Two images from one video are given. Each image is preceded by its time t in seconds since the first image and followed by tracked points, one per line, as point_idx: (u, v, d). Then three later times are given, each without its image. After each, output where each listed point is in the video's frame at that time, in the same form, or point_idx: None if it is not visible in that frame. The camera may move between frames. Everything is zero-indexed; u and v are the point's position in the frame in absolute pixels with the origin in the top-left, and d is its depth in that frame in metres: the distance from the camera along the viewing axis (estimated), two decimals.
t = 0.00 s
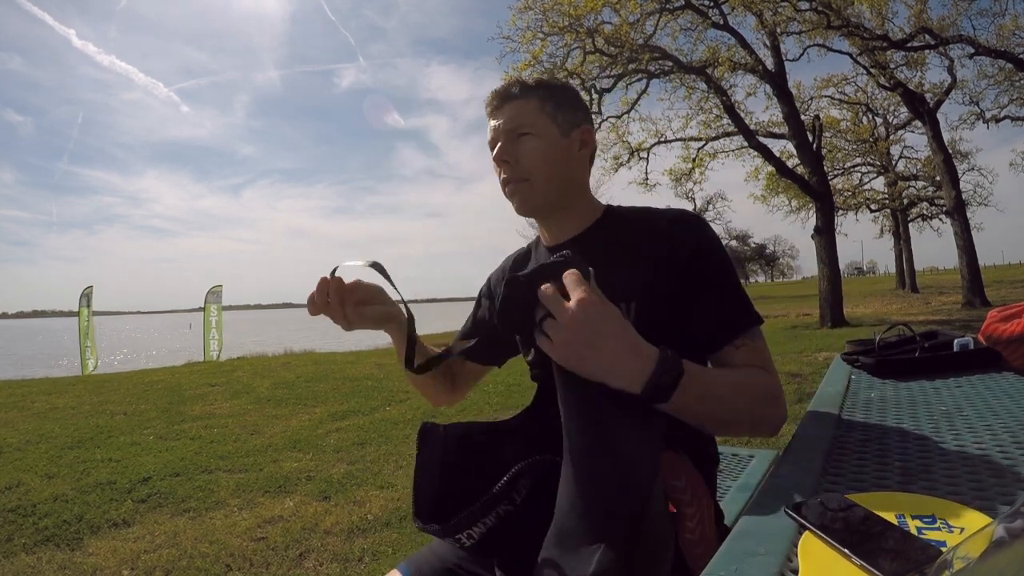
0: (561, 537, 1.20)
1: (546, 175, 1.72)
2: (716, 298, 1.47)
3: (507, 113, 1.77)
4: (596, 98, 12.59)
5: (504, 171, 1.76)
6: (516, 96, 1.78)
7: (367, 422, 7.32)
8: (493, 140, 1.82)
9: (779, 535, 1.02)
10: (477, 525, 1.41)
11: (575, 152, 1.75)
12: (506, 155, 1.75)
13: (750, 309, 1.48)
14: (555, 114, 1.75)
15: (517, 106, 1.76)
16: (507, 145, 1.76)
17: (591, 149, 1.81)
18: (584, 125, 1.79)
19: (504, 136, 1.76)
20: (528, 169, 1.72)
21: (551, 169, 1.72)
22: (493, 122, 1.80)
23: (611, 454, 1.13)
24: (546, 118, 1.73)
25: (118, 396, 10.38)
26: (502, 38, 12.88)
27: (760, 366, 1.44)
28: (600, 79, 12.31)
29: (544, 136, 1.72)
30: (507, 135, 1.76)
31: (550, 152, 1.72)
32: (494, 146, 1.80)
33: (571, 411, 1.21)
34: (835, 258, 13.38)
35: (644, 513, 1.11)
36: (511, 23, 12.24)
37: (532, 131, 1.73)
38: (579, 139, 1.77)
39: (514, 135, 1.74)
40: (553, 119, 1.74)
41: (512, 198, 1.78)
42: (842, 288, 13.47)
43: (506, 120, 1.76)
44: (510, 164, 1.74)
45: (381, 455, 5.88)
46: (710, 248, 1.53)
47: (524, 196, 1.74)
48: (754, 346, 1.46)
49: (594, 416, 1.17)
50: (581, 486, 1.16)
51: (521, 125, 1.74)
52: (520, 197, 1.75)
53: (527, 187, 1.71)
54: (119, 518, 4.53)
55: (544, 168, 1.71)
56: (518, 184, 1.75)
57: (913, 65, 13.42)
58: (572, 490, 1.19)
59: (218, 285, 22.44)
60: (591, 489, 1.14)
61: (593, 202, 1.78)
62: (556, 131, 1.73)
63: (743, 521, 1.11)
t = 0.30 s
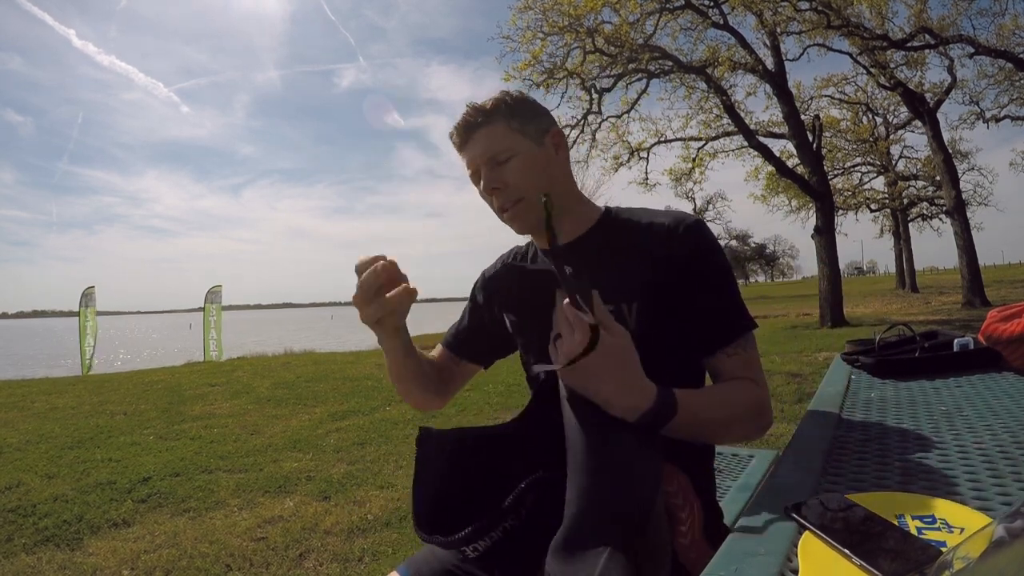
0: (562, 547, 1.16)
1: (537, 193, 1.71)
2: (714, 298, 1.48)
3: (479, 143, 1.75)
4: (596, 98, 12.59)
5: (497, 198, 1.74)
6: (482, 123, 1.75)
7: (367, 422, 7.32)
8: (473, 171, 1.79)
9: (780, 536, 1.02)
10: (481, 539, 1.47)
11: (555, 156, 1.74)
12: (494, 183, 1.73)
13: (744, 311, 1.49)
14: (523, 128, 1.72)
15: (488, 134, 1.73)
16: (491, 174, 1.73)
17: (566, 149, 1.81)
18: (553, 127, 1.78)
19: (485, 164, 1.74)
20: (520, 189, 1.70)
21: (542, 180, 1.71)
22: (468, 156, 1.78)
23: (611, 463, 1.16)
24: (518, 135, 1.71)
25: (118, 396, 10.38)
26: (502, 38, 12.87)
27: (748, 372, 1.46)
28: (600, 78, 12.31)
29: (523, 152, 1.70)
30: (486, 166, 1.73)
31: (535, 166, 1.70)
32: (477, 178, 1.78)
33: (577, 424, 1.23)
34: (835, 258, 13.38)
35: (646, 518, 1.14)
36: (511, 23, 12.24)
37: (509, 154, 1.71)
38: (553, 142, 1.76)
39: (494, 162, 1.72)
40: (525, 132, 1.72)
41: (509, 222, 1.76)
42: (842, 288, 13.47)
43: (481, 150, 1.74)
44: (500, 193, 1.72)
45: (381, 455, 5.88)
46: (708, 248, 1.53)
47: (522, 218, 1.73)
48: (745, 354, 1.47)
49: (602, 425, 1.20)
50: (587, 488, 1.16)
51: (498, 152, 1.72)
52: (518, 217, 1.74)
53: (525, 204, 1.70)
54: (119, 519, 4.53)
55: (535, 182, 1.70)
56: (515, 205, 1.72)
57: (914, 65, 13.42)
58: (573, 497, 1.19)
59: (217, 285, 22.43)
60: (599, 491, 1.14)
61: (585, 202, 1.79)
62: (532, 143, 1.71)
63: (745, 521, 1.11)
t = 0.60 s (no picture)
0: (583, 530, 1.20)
1: (539, 203, 1.72)
2: (714, 295, 1.48)
3: (476, 154, 1.71)
4: (596, 98, 12.60)
5: (498, 212, 1.73)
6: (477, 133, 1.70)
7: (367, 422, 7.32)
8: (469, 180, 1.76)
9: (780, 536, 1.02)
10: (492, 528, 1.42)
11: (553, 165, 1.74)
12: (495, 196, 1.71)
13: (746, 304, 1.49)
14: (520, 136, 1.70)
15: (485, 146, 1.69)
16: (491, 186, 1.71)
17: (560, 151, 1.81)
18: (548, 130, 1.77)
19: (484, 177, 1.71)
20: (522, 202, 1.70)
21: (543, 191, 1.71)
22: (466, 167, 1.74)
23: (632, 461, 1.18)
24: (517, 145, 1.69)
25: (118, 396, 10.39)
26: (502, 38, 12.86)
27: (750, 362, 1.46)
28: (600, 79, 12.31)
29: (523, 164, 1.69)
30: (487, 178, 1.70)
31: (535, 177, 1.70)
32: (474, 189, 1.75)
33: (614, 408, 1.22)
34: (835, 258, 13.39)
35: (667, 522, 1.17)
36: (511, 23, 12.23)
37: (510, 165, 1.69)
38: (549, 148, 1.75)
39: (494, 174, 1.69)
40: (523, 141, 1.70)
41: (510, 234, 1.77)
42: (843, 288, 13.47)
43: (480, 161, 1.71)
44: (502, 206, 1.71)
45: (381, 455, 5.88)
46: (708, 248, 1.53)
47: (525, 231, 1.74)
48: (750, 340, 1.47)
49: (632, 408, 1.21)
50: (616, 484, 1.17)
51: (498, 165, 1.69)
52: (521, 229, 1.74)
53: (528, 218, 1.71)
54: (119, 519, 4.53)
55: (535, 194, 1.71)
56: (517, 218, 1.73)
57: (913, 65, 13.42)
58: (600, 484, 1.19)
59: (218, 285, 22.42)
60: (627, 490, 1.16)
61: (581, 204, 1.81)
62: (531, 153, 1.70)
63: (744, 521, 1.11)
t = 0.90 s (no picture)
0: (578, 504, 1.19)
1: (541, 192, 1.70)
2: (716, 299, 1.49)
3: (488, 134, 1.71)
4: (596, 98, 12.61)
5: (498, 193, 1.71)
6: (492, 114, 1.72)
7: (367, 422, 7.32)
8: (475, 160, 1.76)
9: (780, 535, 1.02)
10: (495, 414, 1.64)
11: (561, 162, 1.74)
12: (498, 177, 1.71)
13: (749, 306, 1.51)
14: (535, 127, 1.71)
15: (496, 125, 1.71)
16: (496, 168, 1.71)
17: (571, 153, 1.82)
18: (562, 130, 1.78)
19: (491, 158, 1.71)
20: (524, 189, 1.69)
21: (547, 183, 1.70)
22: (474, 145, 1.74)
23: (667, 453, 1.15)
24: (530, 133, 1.70)
25: (118, 396, 10.39)
26: (502, 38, 12.87)
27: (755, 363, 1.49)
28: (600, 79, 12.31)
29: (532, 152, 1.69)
30: (493, 159, 1.70)
31: (542, 166, 1.70)
32: (479, 167, 1.74)
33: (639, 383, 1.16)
34: (835, 258, 13.39)
35: (687, 526, 1.16)
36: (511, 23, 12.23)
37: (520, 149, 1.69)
38: (561, 146, 1.76)
39: (501, 156, 1.70)
40: (537, 132, 1.71)
41: (506, 221, 1.75)
42: (842, 288, 13.46)
43: (490, 142, 1.71)
44: (503, 188, 1.70)
45: (381, 455, 5.88)
46: (710, 250, 1.53)
47: (522, 219, 1.72)
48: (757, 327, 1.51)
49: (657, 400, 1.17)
50: (640, 479, 1.15)
51: (505, 146, 1.70)
52: (517, 216, 1.72)
53: (528, 206, 1.69)
54: (119, 519, 4.53)
55: (539, 184, 1.70)
56: (515, 205, 1.72)
57: (913, 65, 13.42)
58: (607, 457, 1.18)
59: (218, 285, 22.43)
60: (647, 483, 1.15)
61: (583, 205, 1.80)
62: (543, 144, 1.71)
63: (745, 521, 1.11)
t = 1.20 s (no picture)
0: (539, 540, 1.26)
1: (550, 177, 1.74)
2: (715, 295, 1.48)
3: (521, 107, 1.78)
4: (596, 98, 12.60)
5: (512, 165, 1.76)
6: (535, 89, 1.78)
7: (367, 423, 7.32)
8: (504, 129, 1.82)
9: (779, 537, 1.02)
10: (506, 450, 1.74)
11: (580, 157, 1.77)
12: (517, 149, 1.76)
13: (749, 308, 1.49)
14: (568, 115, 1.77)
15: (534, 99, 1.77)
16: (518, 140, 1.77)
17: (598, 156, 1.85)
18: (595, 132, 1.83)
19: (518, 129, 1.78)
20: (536, 166, 1.73)
21: (560, 170, 1.74)
22: (506, 114, 1.81)
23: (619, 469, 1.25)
24: (561, 119, 1.76)
25: (118, 396, 10.39)
26: (502, 39, 12.86)
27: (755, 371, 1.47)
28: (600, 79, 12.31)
29: (556, 136, 1.74)
30: (518, 131, 1.77)
31: (560, 152, 1.74)
32: (504, 137, 1.81)
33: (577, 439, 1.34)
34: (835, 258, 13.40)
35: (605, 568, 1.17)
36: (511, 23, 12.22)
37: (545, 129, 1.75)
38: (588, 143, 1.80)
39: (527, 130, 1.76)
40: (567, 120, 1.76)
41: (512, 195, 1.78)
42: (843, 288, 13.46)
43: (521, 113, 1.78)
44: (519, 160, 1.75)
45: (381, 455, 5.88)
46: (709, 248, 1.53)
47: (526, 196, 1.75)
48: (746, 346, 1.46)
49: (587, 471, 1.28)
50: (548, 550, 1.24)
51: (535, 122, 1.76)
52: (521, 193, 1.76)
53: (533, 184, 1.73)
54: (119, 519, 4.53)
55: (552, 168, 1.74)
56: (524, 180, 1.76)
57: (913, 65, 13.42)
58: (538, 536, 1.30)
59: (218, 285, 22.42)
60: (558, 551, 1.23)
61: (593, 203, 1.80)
62: (569, 133, 1.76)
63: (744, 521, 1.11)
